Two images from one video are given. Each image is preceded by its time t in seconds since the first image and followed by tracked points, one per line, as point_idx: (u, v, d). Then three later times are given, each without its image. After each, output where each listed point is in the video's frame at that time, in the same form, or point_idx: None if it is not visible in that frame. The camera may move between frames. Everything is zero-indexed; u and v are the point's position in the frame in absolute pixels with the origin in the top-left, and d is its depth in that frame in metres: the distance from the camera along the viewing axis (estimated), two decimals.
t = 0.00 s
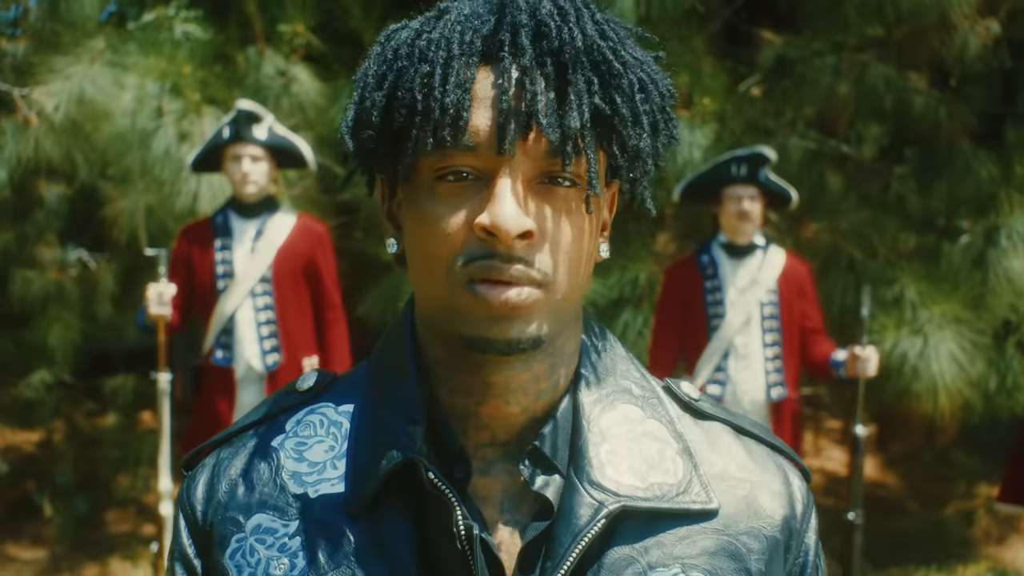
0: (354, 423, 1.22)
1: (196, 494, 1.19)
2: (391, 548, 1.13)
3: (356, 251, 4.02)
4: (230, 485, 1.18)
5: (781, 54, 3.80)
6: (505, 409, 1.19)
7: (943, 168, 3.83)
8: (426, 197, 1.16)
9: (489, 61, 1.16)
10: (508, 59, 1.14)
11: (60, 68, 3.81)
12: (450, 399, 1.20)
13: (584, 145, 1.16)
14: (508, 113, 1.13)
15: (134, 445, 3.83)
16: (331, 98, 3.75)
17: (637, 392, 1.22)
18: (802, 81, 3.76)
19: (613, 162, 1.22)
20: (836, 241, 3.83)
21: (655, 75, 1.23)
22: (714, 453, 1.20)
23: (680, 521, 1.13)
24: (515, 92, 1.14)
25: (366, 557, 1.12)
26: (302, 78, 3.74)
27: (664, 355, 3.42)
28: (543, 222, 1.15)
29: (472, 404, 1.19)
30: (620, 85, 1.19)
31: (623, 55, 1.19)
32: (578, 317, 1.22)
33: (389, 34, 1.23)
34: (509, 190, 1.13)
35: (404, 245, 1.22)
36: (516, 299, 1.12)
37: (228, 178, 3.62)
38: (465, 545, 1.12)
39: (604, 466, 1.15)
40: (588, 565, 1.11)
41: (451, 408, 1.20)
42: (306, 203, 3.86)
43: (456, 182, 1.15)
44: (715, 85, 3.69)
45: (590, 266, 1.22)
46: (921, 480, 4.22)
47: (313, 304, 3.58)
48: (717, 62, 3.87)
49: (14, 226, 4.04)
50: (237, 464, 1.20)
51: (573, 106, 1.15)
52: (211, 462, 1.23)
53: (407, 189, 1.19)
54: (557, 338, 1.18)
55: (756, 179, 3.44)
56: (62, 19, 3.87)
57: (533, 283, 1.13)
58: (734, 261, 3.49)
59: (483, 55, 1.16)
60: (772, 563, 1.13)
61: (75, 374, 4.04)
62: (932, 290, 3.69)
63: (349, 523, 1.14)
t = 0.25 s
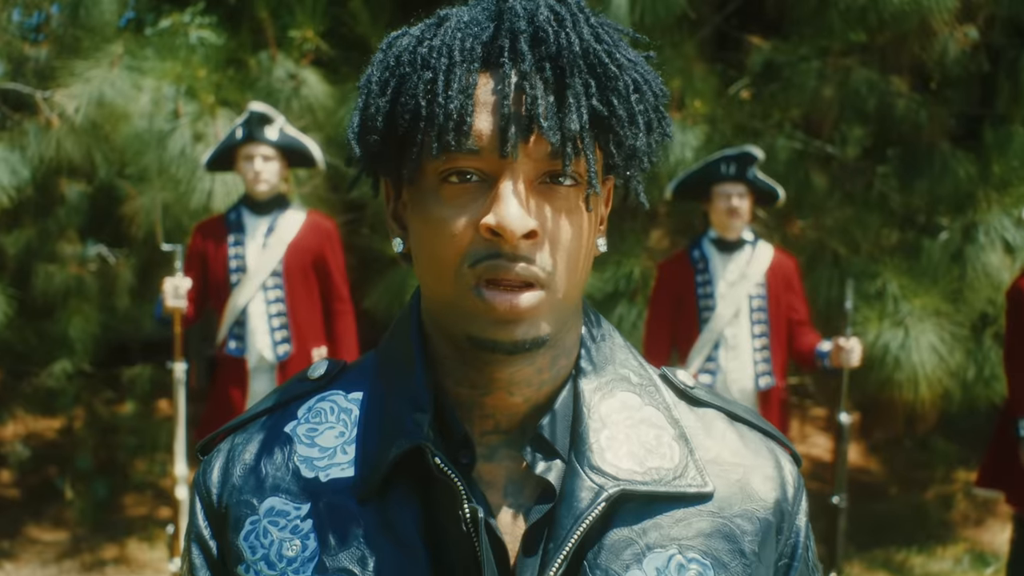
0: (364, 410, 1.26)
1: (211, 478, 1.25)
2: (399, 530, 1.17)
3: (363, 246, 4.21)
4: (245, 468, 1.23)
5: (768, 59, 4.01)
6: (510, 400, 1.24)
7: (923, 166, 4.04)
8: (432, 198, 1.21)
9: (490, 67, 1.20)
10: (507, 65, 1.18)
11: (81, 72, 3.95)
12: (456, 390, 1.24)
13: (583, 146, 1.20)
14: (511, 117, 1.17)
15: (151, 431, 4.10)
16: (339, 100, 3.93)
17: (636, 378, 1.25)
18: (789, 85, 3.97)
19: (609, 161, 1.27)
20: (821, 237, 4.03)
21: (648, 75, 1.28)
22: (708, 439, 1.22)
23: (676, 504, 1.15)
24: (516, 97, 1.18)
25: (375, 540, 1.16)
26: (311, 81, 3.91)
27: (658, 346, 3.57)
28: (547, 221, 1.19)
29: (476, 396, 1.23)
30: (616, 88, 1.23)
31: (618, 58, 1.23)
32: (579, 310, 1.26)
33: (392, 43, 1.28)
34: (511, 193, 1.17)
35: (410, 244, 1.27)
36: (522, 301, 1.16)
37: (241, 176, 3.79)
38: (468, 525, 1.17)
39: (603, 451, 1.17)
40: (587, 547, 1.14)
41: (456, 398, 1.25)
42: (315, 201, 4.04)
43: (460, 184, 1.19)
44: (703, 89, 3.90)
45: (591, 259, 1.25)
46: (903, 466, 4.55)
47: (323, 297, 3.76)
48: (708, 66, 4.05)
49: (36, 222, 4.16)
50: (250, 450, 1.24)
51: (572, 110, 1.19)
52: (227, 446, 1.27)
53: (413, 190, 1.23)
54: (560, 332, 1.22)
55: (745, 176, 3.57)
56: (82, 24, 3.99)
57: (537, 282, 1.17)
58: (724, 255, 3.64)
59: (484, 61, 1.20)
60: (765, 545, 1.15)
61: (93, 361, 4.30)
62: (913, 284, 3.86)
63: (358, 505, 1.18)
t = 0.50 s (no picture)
0: (375, 398, 1.30)
1: (228, 462, 1.29)
2: (408, 514, 1.21)
3: (371, 241, 4.39)
4: (261, 454, 1.27)
5: (757, 63, 4.21)
6: (516, 387, 1.28)
7: (905, 166, 4.23)
8: (437, 196, 1.24)
9: (493, 70, 1.23)
10: (509, 69, 1.22)
11: (100, 74, 4.18)
12: (462, 378, 1.29)
13: (583, 145, 1.23)
14: (512, 118, 1.21)
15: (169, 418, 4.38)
16: (347, 102, 4.13)
17: (635, 368, 1.30)
18: (776, 88, 4.18)
19: (610, 160, 1.29)
20: (808, 234, 4.22)
21: (647, 76, 1.31)
22: (705, 425, 1.28)
23: (673, 488, 1.21)
24: (518, 98, 1.21)
25: (387, 522, 1.20)
26: (321, 84, 4.11)
27: (651, 337, 3.70)
28: (548, 219, 1.22)
29: (483, 385, 1.28)
30: (615, 89, 1.26)
31: (615, 60, 1.26)
32: (581, 301, 1.30)
33: (398, 48, 1.31)
34: (514, 193, 1.21)
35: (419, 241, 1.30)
36: (525, 296, 1.21)
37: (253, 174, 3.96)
38: (474, 508, 1.22)
39: (603, 438, 1.23)
40: (587, 528, 1.19)
41: (463, 386, 1.29)
42: (325, 198, 4.25)
43: (466, 184, 1.23)
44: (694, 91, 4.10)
45: (592, 254, 1.29)
46: (886, 452, 4.91)
47: (331, 290, 3.95)
48: (700, 69, 4.27)
49: (58, 219, 4.36)
50: (262, 438, 1.28)
51: (572, 111, 1.22)
52: (242, 431, 1.32)
53: (419, 189, 1.27)
54: (562, 324, 1.26)
55: (734, 174, 3.72)
56: (102, 30, 4.21)
57: (538, 274, 1.21)
58: (714, 250, 3.75)
59: (486, 65, 1.24)
60: (757, 527, 1.21)
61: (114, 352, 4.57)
62: (896, 277, 4.05)
63: (369, 490, 1.22)
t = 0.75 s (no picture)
0: (373, 379, 1.31)
1: (236, 440, 1.30)
2: (403, 488, 1.22)
3: (378, 238, 4.59)
4: (268, 430, 1.28)
5: (748, 67, 4.51)
6: (503, 367, 1.29)
7: (889, 165, 4.48)
8: (434, 184, 1.26)
9: (489, 68, 1.26)
10: (505, 66, 1.25)
11: (122, 78, 4.38)
12: (454, 359, 1.30)
13: (570, 140, 1.25)
14: (507, 112, 1.23)
15: (187, 407, 4.66)
16: (356, 104, 4.32)
17: (617, 352, 1.31)
18: (766, 92, 4.47)
19: (595, 157, 1.32)
20: (797, 230, 4.54)
21: (633, 82, 1.34)
22: (681, 405, 1.29)
23: (649, 464, 1.21)
24: (511, 94, 1.24)
25: (381, 496, 1.21)
26: (332, 88, 4.30)
27: (645, 328, 3.85)
28: (535, 206, 1.24)
29: (472, 364, 1.29)
30: (602, 90, 1.30)
31: (604, 64, 1.29)
32: (567, 285, 1.31)
33: (403, 46, 1.34)
34: (504, 178, 1.22)
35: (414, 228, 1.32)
36: (509, 277, 1.22)
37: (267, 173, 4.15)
38: (463, 483, 1.22)
39: (584, 417, 1.24)
40: (569, 502, 1.20)
41: (455, 367, 1.30)
42: (335, 196, 4.46)
43: (459, 172, 1.24)
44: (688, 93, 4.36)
45: (577, 241, 1.31)
46: (871, 439, 5.24)
47: (341, 284, 4.14)
48: (693, 73, 4.57)
49: (82, 215, 4.61)
50: (270, 415, 1.30)
51: (560, 106, 1.25)
52: (250, 412, 1.32)
53: (417, 176, 1.29)
54: (547, 307, 1.27)
55: (725, 174, 3.85)
56: (123, 35, 4.39)
57: (524, 255, 1.22)
58: (705, 246, 3.91)
59: (484, 62, 1.26)
60: (730, 502, 1.21)
61: (134, 341, 4.88)
62: (880, 272, 4.26)
63: (366, 465, 1.23)
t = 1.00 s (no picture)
0: (367, 361, 1.35)
1: (240, 416, 1.33)
2: (391, 459, 1.27)
3: (388, 235, 4.82)
4: (270, 407, 1.31)
5: (743, 71, 4.79)
6: (485, 347, 1.34)
7: (878, 165, 4.78)
8: (424, 176, 1.32)
9: (476, 70, 1.32)
10: (490, 68, 1.31)
11: (144, 82, 4.58)
12: (441, 341, 1.35)
13: (548, 135, 1.31)
14: (492, 108, 1.30)
15: (205, 396, 4.92)
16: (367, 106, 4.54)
17: (593, 336, 1.34)
18: (760, 94, 4.73)
19: (573, 154, 1.37)
20: (789, 228, 4.79)
21: (608, 86, 1.39)
22: (652, 384, 1.31)
23: (621, 438, 1.24)
24: (495, 93, 1.30)
25: (370, 467, 1.26)
26: (343, 91, 4.53)
27: (642, 321, 4.00)
28: (515, 193, 1.30)
29: (458, 344, 1.34)
30: (579, 91, 1.34)
31: (581, 67, 1.34)
32: (547, 269, 1.36)
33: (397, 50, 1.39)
34: (489, 168, 1.29)
35: (406, 218, 1.37)
36: (490, 259, 1.28)
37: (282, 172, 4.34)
38: (446, 453, 1.26)
39: (561, 394, 1.28)
40: (546, 473, 1.23)
41: (442, 349, 1.35)
42: (348, 194, 4.66)
43: (448, 165, 1.31)
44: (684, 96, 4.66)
45: (555, 230, 1.36)
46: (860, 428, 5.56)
47: (353, 278, 4.33)
48: (690, 77, 4.82)
49: (105, 212, 4.85)
50: (273, 394, 1.33)
51: (539, 104, 1.30)
52: (253, 392, 1.36)
53: (407, 169, 1.34)
54: (525, 289, 1.32)
55: (719, 172, 3.97)
56: (146, 41, 4.62)
57: (505, 238, 1.28)
58: (700, 241, 4.02)
59: (472, 64, 1.32)
60: (697, 473, 1.24)
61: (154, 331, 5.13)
62: (868, 267, 4.45)
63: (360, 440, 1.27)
